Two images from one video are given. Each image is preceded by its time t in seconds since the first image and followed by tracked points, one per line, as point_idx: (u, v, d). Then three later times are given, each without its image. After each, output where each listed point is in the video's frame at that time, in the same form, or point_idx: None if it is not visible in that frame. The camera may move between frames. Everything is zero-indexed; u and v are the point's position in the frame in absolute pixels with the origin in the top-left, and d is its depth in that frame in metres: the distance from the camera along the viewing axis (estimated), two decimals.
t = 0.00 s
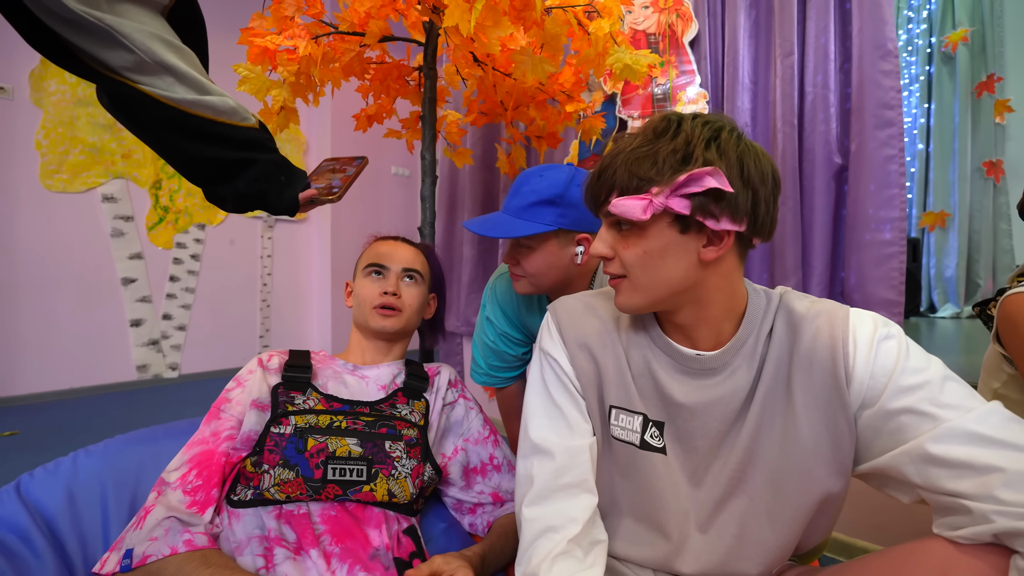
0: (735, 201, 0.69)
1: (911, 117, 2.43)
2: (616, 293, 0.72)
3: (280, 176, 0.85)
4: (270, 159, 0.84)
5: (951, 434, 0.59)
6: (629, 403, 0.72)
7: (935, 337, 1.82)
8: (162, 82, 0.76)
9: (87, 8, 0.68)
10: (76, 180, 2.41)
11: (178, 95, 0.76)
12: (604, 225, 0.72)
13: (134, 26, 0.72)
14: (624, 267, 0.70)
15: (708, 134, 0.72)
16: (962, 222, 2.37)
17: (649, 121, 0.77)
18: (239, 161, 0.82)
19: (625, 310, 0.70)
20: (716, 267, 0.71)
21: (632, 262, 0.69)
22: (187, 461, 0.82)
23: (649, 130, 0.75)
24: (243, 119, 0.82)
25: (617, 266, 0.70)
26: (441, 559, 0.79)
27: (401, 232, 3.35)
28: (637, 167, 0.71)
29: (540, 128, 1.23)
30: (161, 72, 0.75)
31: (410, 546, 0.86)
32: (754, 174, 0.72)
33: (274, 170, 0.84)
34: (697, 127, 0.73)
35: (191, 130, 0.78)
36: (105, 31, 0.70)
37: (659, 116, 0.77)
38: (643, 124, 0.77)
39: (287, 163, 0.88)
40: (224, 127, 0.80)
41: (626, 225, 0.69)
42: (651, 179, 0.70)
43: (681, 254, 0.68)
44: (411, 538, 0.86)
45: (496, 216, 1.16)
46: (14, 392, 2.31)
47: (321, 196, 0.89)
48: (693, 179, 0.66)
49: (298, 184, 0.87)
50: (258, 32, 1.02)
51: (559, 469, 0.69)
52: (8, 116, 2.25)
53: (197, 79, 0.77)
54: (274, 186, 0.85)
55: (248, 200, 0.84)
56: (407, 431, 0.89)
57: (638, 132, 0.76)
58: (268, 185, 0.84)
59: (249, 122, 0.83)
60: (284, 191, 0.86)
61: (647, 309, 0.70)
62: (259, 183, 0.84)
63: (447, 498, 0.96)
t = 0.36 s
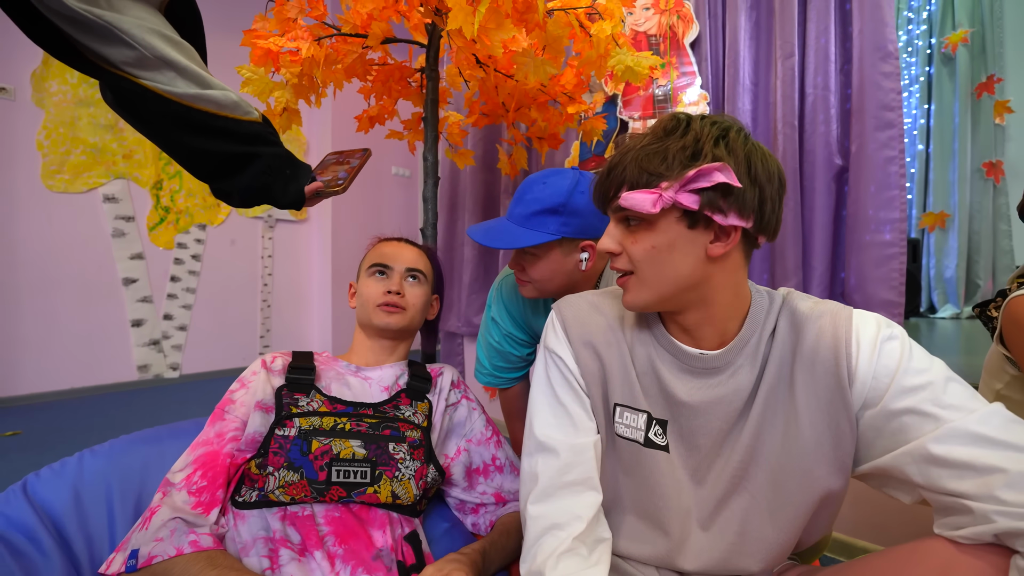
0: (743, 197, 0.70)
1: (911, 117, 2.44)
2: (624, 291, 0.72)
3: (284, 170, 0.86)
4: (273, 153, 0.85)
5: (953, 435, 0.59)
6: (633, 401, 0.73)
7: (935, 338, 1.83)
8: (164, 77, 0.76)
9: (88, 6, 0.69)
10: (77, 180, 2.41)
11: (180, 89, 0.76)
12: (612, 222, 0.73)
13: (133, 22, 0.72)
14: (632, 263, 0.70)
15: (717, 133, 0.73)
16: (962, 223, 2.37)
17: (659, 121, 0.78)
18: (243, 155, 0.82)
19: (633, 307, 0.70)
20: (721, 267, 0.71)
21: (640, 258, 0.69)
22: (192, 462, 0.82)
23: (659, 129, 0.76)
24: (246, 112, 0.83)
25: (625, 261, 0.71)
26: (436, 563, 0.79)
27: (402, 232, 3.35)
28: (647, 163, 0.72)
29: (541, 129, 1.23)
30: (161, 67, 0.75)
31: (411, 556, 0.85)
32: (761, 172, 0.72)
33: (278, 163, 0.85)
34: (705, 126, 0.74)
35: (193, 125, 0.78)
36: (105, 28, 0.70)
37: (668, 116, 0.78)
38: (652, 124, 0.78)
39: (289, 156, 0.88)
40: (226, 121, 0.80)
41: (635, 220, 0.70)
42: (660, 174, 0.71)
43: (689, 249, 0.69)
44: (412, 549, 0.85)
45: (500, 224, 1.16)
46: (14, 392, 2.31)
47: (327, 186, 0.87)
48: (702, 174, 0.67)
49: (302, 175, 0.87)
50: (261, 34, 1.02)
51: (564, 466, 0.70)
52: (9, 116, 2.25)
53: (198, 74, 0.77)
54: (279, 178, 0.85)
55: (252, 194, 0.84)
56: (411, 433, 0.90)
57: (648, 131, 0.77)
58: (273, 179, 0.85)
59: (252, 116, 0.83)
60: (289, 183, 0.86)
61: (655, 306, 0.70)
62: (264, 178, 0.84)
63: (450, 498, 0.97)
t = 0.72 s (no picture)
0: (735, 202, 0.71)
1: (910, 118, 2.44)
2: (622, 296, 0.73)
3: (303, 250, 0.68)
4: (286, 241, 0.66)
5: (945, 435, 0.60)
6: (633, 402, 0.73)
7: (934, 338, 1.83)
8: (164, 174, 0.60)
9: (75, 106, 0.57)
10: (78, 181, 2.42)
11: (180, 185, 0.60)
12: (607, 230, 0.74)
13: (121, 119, 0.58)
14: (629, 270, 0.71)
15: (707, 140, 0.74)
16: (961, 223, 2.38)
17: (650, 129, 0.79)
18: (258, 244, 0.64)
19: (631, 313, 0.71)
20: (719, 269, 0.72)
21: (637, 265, 0.70)
22: (184, 467, 0.83)
23: (651, 138, 0.76)
24: (258, 202, 0.65)
25: (622, 268, 0.71)
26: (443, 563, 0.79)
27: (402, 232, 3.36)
28: (640, 172, 0.73)
29: (541, 131, 1.24)
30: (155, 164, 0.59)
31: (406, 563, 0.86)
32: (753, 177, 0.73)
33: (296, 246, 0.67)
34: (696, 134, 0.75)
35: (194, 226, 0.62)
36: (97, 130, 0.58)
37: (659, 124, 0.79)
38: (643, 132, 0.79)
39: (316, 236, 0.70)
40: (229, 216, 0.63)
41: (631, 228, 0.71)
42: (653, 184, 0.71)
43: (684, 255, 0.70)
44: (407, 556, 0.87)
45: (501, 225, 1.17)
46: (16, 393, 2.32)
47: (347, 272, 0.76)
48: (693, 182, 0.68)
49: (323, 253, 0.69)
50: (263, 36, 1.03)
51: (565, 466, 0.70)
52: (10, 118, 2.26)
53: (200, 164, 0.61)
54: (296, 266, 0.67)
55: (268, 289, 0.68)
56: (398, 449, 0.89)
57: (640, 140, 0.77)
58: (288, 271, 0.67)
59: (265, 205, 0.65)
60: (310, 269, 0.68)
61: (653, 310, 0.71)
62: (277, 272, 0.66)
63: (450, 503, 0.97)
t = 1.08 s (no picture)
0: (731, 205, 0.71)
1: (910, 119, 2.45)
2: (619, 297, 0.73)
3: (294, 265, 0.80)
4: (276, 254, 0.78)
5: (939, 434, 0.61)
6: (630, 403, 0.74)
7: (933, 338, 1.84)
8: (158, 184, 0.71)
9: (80, 121, 0.66)
10: (79, 181, 2.44)
11: (174, 200, 0.71)
12: (604, 232, 0.74)
13: (124, 136, 0.68)
14: (625, 271, 0.71)
15: (702, 143, 0.74)
16: (961, 224, 2.37)
17: (646, 132, 0.79)
18: (246, 259, 0.76)
19: (627, 314, 0.72)
20: (715, 270, 0.72)
21: (633, 266, 0.70)
22: (190, 463, 0.83)
23: (646, 140, 0.77)
24: (251, 217, 0.77)
25: (619, 270, 0.72)
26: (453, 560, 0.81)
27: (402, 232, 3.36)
28: (636, 175, 0.73)
29: (541, 131, 1.24)
30: (151, 176, 0.70)
31: (406, 558, 0.87)
32: (748, 180, 0.74)
33: (286, 262, 0.79)
34: (691, 136, 0.75)
35: (193, 233, 0.74)
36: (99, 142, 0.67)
37: (654, 126, 0.79)
38: (639, 134, 0.79)
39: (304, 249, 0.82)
40: (226, 230, 0.74)
41: (627, 231, 0.71)
42: (649, 186, 0.72)
43: (680, 257, 0.70)
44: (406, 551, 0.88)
45: (500, 225, 1.18)
46: (16, 392, 2.33)
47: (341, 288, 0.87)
48: (689, 185, 0.68)
49: (313, 268, 0.81)
50: (263, 38, 1.04)
51: (563, 467, 0.71)
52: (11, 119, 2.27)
53: (199, 183, 0.72)
54: (286, 276, 0.80)
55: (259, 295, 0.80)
56: (400, 452, 0.88)
57: (636, 142, 0.78)
58: (279, 280, 0.79)
59: (257, 220, 0.77)
60: (300, 281, 0.81)
61: (649, 311, 0.71)
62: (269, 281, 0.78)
63: (451, 503, 0.97)
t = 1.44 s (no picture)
0: (741, 197, 0.73)
1: (910, 119, 2.44)
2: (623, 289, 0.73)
3: (297, 241, 0.69)
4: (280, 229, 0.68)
5: (935, 433, 0.61)
6: (630, 400, 0.74)
7: (933, 338, 1.84)
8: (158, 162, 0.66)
9: (78, 98, 0.63)
10: (80, 181, 2.43)
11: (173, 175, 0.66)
12: (613, 222, 0.74)
13: (123, 112, 0.64)
14: (634, 261, 0.71)
15: (716, 137, 0.75)
16: (961, 224, 2.38)
17: (658, 126, 0.80)
18: (248, 235, 0.67)
19: (631, 305, 0.72)
20: (714, 269, 0.73)
21: (642, 256, 0.70)
22: (190, 469, 0.84)
23: (659, 133, 0.78)
24: (252, 190, 0.68)
25: (627, 259, 0.72)
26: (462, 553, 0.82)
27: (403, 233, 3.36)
28: (650, 163, 0.74)
29: (541, 132, 1.24)
30: (150, 152, 0.65)
31: (412, 554, 0.87)
32: (758, 175, 0.75)
33: (289, 238, 0.69)
34: (704, 130, 0.76)
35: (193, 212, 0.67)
36: (96, 120, 0.64)
37: (668, 121, 0.80)
38: (652, 128, 0.80)
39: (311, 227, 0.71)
40: (227, 205, 0.67)
41: (636, 219, 0.72)
42: (662, 174, 0.73)
43: (689, 247, 0.70)
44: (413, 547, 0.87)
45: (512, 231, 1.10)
46: (16, 392, 2.33)
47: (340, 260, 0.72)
48: (702, 174, 0.69)
49: (318, 244, 0.70)
50: (264, 38, 1.04)
51: (563, 463, 0.71)
52: (12, 119, 2.27)
53: (196, 157, 0.66)
54: (290, 255, 0.69)
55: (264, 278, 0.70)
56: (408, 455, 0.87)
57: (648, 135, 0.79)
58: (283, 259, 0.69)
59: (259, 193, 0.68)
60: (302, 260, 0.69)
61: (653, 303, 0.71)
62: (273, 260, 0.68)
63: (455, 502, 0.98)
